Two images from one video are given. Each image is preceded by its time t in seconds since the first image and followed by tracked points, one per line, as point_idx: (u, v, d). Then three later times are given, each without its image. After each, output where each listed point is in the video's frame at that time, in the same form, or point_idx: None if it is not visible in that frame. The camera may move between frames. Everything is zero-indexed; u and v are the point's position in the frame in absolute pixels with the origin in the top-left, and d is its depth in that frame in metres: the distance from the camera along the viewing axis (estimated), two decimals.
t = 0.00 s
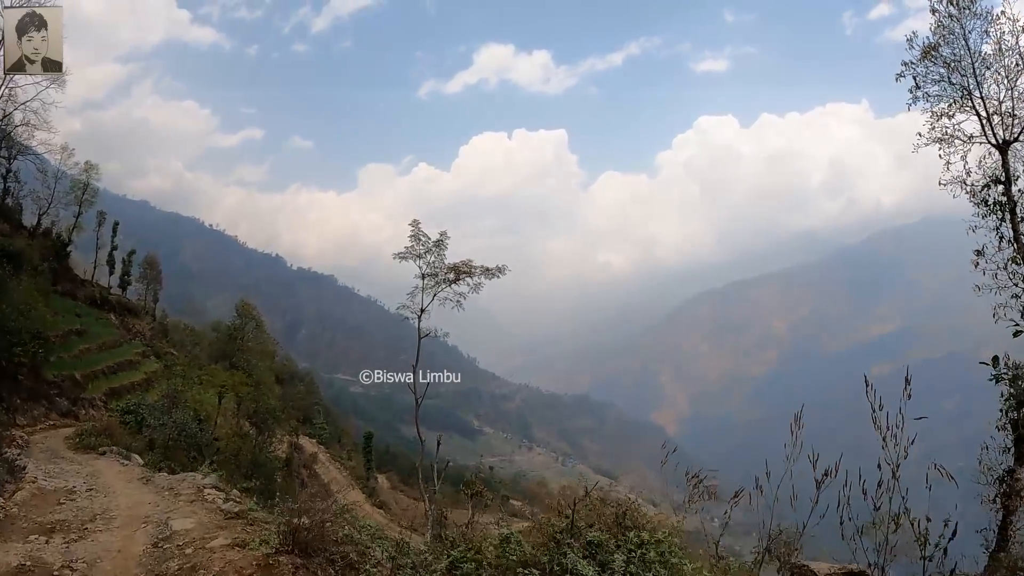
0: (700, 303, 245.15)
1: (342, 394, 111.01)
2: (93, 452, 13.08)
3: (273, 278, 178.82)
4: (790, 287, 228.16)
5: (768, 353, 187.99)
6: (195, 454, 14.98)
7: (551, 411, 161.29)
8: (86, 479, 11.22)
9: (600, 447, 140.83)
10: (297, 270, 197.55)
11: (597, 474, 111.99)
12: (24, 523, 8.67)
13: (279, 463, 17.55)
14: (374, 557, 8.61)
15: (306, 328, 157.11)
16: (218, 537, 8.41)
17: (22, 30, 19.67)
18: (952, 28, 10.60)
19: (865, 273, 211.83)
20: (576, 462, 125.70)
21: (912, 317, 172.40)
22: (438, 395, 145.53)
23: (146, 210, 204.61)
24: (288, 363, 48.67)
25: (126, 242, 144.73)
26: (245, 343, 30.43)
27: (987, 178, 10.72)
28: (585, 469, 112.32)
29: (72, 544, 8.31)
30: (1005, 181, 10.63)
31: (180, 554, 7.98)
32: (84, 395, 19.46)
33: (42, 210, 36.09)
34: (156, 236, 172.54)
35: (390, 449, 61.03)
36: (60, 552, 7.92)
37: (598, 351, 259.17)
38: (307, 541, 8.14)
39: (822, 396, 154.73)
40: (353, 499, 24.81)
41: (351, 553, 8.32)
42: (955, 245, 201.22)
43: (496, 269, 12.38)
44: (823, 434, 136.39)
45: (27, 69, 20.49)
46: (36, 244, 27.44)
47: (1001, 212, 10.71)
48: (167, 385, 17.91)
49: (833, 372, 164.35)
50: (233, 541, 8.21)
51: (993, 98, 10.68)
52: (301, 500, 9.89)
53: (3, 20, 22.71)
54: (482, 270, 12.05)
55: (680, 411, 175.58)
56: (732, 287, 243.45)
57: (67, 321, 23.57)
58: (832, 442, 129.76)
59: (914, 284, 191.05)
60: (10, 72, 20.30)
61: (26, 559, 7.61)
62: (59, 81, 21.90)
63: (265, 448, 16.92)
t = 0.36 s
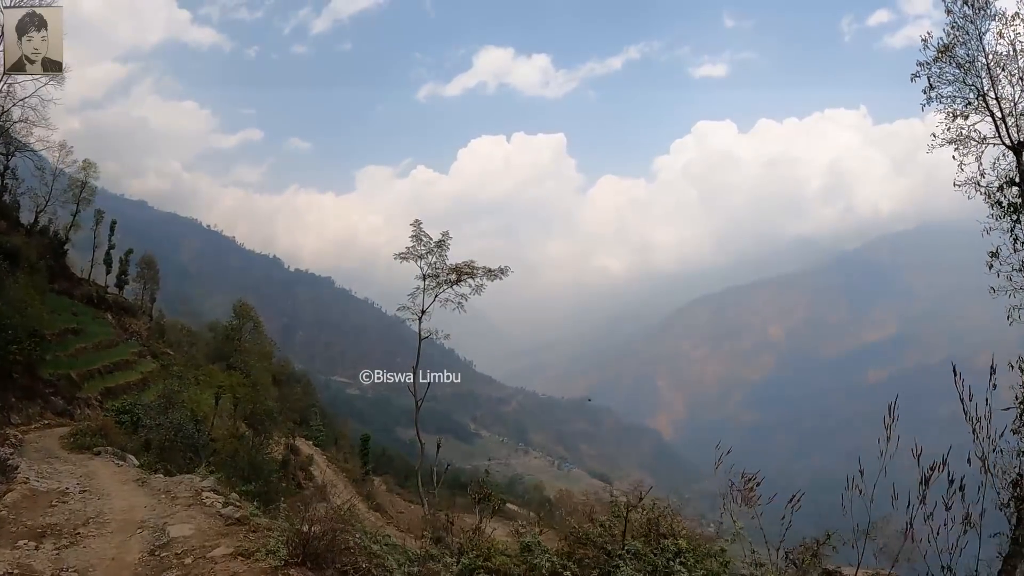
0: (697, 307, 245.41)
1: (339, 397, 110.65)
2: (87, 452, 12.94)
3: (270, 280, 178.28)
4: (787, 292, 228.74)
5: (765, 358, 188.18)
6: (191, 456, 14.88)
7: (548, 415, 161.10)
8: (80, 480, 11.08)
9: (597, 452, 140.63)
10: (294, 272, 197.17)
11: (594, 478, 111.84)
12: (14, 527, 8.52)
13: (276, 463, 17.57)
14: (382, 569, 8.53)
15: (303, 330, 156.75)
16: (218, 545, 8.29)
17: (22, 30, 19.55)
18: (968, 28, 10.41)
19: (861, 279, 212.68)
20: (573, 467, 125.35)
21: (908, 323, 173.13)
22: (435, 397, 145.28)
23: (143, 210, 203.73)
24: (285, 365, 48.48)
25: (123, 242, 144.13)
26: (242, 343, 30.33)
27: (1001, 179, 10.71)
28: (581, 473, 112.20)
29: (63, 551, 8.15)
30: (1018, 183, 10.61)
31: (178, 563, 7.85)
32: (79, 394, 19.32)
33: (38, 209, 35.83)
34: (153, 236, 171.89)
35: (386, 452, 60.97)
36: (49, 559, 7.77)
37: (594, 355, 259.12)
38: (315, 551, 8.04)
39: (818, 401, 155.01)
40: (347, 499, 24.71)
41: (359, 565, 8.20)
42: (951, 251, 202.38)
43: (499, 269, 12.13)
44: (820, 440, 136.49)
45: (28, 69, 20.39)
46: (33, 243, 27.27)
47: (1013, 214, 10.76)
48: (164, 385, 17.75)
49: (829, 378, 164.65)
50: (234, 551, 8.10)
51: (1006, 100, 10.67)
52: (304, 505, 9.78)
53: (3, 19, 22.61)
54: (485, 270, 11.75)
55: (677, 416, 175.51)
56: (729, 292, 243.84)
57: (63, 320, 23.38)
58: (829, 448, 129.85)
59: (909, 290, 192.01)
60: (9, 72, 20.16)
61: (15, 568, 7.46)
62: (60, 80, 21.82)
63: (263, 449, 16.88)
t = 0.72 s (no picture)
0: (697, 309, 245.38)
1: (338, 398, 110.62)
2: (83, 455, 12.85)
3: (270, 281, 178.24)
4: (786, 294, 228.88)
5: (765, 360, 188.13)
6: (189, 458, 14.83)
7: (547, 417, 160.98)
8: (74, 483, 10.99)
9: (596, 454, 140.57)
10: (293, 274, 197.15)
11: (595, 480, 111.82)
12: (3, 535, 8.37)
13: (275, 465, 17.55)
14: None
15: (303, 332, 156.70)
16: (215, 557, 8.20)
17: (22, 30, 19.46)
18: (984, 17, 10.08)
19: (860, 280, 212.76)
20: (573, 469, 125.26)
21: (908, 326, 173.21)
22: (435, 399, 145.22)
23: (143, 211, 203.70)
24: (286, 366, 48.37)
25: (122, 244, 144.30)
26: (242, 344, 30.28)
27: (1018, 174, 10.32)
28: (582, 475, 112.15)
29: (51, 560, 7.97)
30: None
31: None
32: (78, 395, 19.24)
33: (37, 209, 35.70)
34: (153, 237, 171.93)
35: (386, 454, 60.95)
36: (33, 568, 7.60)
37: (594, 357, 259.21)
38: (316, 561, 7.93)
39: (818, 403, 155.10)
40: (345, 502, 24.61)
41: None
42: (949, 253, 202.76)
43: (504, 270, 11.80)
44: (820, 442, 136.48)
45: (28, 69, 20.31)
46: (32, 243, 27.17)
47: None
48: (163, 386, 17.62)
49: (829, 380, 164.62)
50: (232, 564, 8.01)
51: None
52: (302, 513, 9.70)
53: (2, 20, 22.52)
54: (488, 270, 11.43)
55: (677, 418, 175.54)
56: (728, 293, 243.88)
57: (61, 321, 23.30)
58: (829, 450, 129.81)
59: (909, 292, 192.14)
60: (9, 72, 20.06)
61: None
62: (59, 81, 21.73)
63: (263, 451, 16.82)
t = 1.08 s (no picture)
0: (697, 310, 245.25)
1: (339, 401, 110.51)
2: (82, 459, 12.75)
3: (270, 284, 178.05)
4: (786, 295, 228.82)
5: (765, 361, 187.93)
6: (190, 462, 14.77)
7: (548, 419, 160.78)
8: (71, 490, 10.88)
9: (597, 456, 140.48)
10: (293, 276, 197.12)
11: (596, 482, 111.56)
12: None
13: (276, 467, 17.55)
14: None
15: (303, 334, 156.60)
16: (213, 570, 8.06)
17: (21, 29, 19.42)
18: (999, 12, 10.11)
19: (861, 281, 212.57)
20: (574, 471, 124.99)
21: (908, 326, 172.96)
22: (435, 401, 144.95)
23: (142, 214, 203.77)
24: (286, 369, 48.20)
25: (122, 246, 144.22)
26: (242, 347, 30.21)
27: None
28: (583, 477, 111.94)
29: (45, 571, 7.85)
30: None
31: None
32: (78, 398, 19.17)
33: (36, 211, 35.52)
34: (152, 240, 171.88)
35: (387, 456, 60.90)
36: None
37: (594, 359, 259.03)
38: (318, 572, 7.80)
39: (818, 404, 155.06)
40: (344, 503, 24.60)
41: None
42: (949, 253, 202.76)
43: (508, 270, 11.67)
44: (821, 444, 136.40)
45: (28, 69, 20.25)
46: (31, 245, 27.11)
47: None
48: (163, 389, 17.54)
49: (830, 381, 164.40)
50: None
51: None
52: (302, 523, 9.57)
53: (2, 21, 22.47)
54: (493, 269, 11.30)
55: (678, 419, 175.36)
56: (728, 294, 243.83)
57: (61, 323, 23.22)
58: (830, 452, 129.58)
59: (909, 292, 191.93)
60: (10, 72, 20.01)
61: None
62: (59, 81, 21.67)
63: (265, 454, 16.76)
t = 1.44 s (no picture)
0: (695, 315, 245.18)
1: (338, 408, 110.10)
2: (80, 465, 12.57)
3: (268, 291, 177.69)
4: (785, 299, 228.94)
5: (765, 367, 187.78)
6: (189, 469, 14.61)
7: (547, 425, 160.22)
8: (70, 496, 10.75)
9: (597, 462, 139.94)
10: (292, 283, 197.00)
11: (596, 488, 110.99)
12: None
13: (276, 474, 17.43)
14: None
15: (301, 340, 156.22)
16: None
17: (22, 30, 19.41)
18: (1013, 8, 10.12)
19: (859, 285, 212.78)
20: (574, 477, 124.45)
21: (907, 330, 172.99)
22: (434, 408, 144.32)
23: (141, 221, 203.93)
24: (285, 375, 48.01)
25: (120, 253, 144.11)
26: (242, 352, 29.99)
27: None
28: (583, 483, 111.35)
29: None
30: None
31: None
32: (75, 404, 18.95)
33: (35, 216, 35.40)
34: (151, 246, 171.87)
35: (386, 463, 60.55)
36: None
37: (593, 365, 258.76)
38: None
39: (817, 409, 155.02)
40: (345, 510, 24.49)
41: None
42: (946, 258, 203.27)
43: (512, 274, 11.55)
44: (822, 450, 136.13)
45: (27, 69, 20.18)
46: (29, 250, 27.00)
47: None
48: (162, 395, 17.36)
49: (829, 386, 164.17)
50: None
51: None
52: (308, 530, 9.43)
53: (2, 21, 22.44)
54: (497, 274, 11.15)
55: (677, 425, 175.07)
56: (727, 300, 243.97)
57: (59, 328, 23.07)
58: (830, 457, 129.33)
59: (907, 297, 192.15)
60: (9, 72, 19.96)
61: None
62: (59, 82, 21.62)
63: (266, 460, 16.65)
